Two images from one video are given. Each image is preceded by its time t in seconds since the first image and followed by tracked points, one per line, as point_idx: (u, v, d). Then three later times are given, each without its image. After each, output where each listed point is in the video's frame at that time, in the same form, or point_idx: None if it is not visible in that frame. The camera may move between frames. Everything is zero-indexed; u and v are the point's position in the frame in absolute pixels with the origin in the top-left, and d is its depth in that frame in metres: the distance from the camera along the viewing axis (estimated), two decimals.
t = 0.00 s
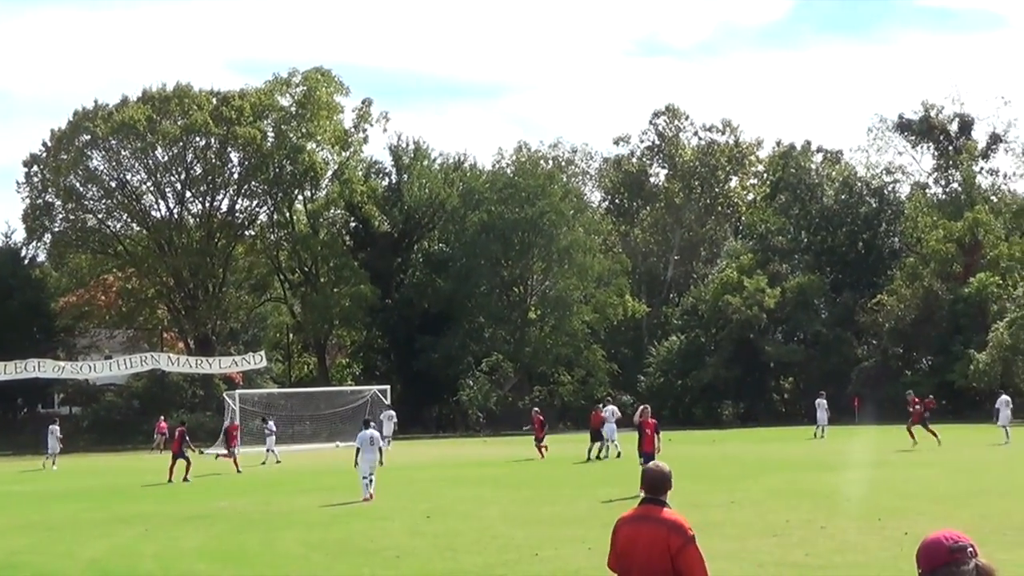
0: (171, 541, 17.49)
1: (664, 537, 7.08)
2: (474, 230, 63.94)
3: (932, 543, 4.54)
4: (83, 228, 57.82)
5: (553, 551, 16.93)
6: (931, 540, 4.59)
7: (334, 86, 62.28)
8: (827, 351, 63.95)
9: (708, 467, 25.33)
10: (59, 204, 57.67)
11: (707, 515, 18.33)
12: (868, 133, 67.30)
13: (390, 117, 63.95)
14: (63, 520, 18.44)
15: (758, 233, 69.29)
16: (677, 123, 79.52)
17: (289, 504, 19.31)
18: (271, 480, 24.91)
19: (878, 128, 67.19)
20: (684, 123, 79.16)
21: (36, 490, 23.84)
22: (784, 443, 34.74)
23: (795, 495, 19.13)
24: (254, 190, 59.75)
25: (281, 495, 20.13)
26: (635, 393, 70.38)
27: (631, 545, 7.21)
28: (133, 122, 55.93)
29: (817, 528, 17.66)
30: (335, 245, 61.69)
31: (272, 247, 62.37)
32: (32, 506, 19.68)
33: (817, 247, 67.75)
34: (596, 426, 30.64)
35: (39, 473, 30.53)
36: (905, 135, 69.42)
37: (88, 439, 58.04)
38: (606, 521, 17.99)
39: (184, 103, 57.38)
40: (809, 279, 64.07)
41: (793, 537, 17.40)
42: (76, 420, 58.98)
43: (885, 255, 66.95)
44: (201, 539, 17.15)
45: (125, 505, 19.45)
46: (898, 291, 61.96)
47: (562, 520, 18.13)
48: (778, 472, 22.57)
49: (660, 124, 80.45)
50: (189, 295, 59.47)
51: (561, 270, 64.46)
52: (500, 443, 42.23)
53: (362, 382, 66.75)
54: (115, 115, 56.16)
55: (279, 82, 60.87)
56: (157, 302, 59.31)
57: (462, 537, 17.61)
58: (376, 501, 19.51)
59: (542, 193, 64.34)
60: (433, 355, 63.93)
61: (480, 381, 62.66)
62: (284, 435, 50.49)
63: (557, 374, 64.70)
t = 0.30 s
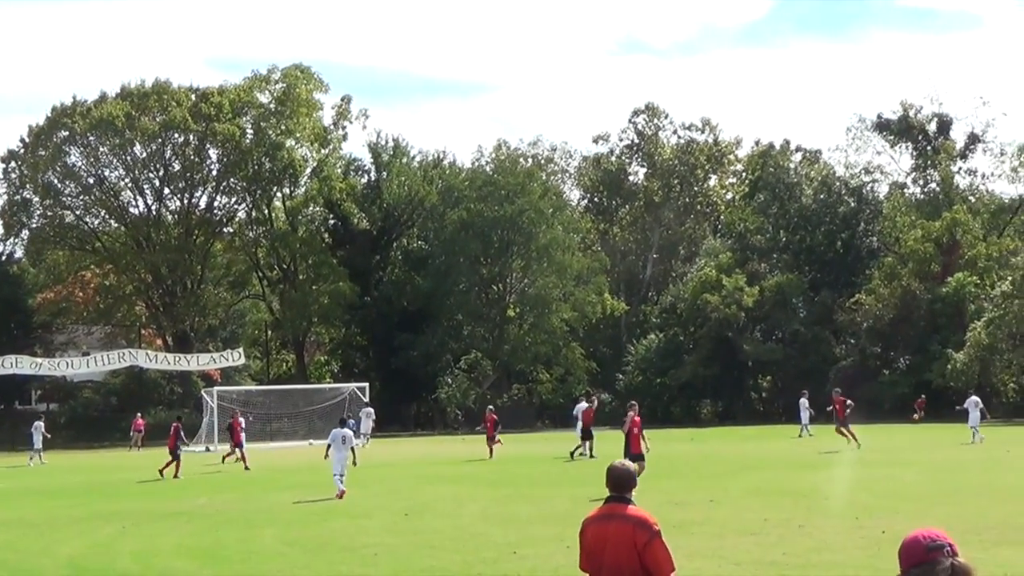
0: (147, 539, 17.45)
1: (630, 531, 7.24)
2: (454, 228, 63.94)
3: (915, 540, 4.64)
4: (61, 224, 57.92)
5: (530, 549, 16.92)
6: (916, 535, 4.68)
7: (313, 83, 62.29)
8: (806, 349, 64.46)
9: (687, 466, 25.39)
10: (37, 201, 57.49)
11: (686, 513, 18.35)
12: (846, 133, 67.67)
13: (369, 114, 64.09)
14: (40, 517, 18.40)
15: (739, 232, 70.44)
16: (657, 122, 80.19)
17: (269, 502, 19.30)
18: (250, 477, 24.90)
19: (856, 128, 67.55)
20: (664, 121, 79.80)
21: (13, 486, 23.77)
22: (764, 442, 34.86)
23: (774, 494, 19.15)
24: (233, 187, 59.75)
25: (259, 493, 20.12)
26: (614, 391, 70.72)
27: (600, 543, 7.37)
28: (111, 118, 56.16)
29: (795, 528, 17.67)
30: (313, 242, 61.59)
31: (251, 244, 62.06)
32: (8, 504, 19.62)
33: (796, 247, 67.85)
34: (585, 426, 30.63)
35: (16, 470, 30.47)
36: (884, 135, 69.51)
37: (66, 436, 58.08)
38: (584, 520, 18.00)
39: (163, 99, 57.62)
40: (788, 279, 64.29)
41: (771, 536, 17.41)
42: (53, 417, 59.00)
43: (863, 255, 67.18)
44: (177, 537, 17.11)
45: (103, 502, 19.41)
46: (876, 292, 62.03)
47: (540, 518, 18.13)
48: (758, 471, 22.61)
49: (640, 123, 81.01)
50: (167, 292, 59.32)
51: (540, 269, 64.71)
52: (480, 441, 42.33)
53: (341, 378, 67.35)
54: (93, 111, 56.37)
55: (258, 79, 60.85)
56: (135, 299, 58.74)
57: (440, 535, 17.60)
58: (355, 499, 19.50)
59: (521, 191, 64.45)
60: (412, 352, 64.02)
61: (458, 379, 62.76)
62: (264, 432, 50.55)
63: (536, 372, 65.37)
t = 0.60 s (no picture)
0: (131, 537, 17.43)
1: (612, 530, 7.25)
2: (439, 226, 64.03)
3: (903, 537, 4.93)
4: (46, 222, 57.84)
5: (515, 548, 16.92)
6: (904, 531, 4.96)
7: (299, 80, 62.24)
8: (791, 348, 64.70)
9: (672, 465, 25.41)
10: (21, 198, 57.49)
11: (671, 513, 18.36)
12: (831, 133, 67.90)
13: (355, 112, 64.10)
14: (24, 515, 18.37)
15: (723, 231, 70.17)
16: (642, 121, 80.50)
17: (253, 500, 19.29)
18: (235, 477, 24.90)
19: (841, 128, 67.77)
20: (650, 120, 80.10)
21: None
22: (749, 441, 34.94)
23: (759, 494, 19.17)
24: (218, 185, 59.65)
25: (245, 492, 20.10)
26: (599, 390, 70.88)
27: (581, 543, 7.37)
28: (97, 115, 56.01)
29: (779, 527, 17.69)
30: (299, 240, 61.45)
31: (236, 242, 61.96)
32: None
33: (780, 247, 68.10)
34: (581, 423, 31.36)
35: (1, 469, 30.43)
36: (870, 134, 69.52)
37: (50, 434, 58.05)
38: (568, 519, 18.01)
39: (148, 96, 57.49)
40: (773, 278, 64.59)
41: (755, 536, 17.41)
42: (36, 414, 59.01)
43: (848, 255, 67.38)
44: (161, 535, 17.10)
45: (87, 500, 19.38)
46: (860, 291, 62.59)
47: (525, 517, 18.13)
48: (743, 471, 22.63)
49: (625, 122, 81.25)
50: (151, 289, 59.43)
51: (524, 268, 65.12)
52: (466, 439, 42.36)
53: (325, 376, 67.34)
54: (78, 108, 56.21)
55: (243, 77, 60.73)
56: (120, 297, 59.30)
57: (425, 534, 17.58)
58: (340, 498, 19.49)
59: (507, 190, 64.58)
60: (397, 350, 63.98)
61: (444, 377, 62.74)
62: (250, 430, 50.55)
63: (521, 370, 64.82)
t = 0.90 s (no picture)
0: (112, 531, 17.41)
1: (593, 525, 7.27)
2: (423, 221, 64.23)
3: (889, 536, 4.74)
4: (29, 216, 57.74)
5: (497, 543, 16.90)
6: (892, 530, 4.78)
7: (282, 75, 62.36)
8: (774, 344, 65.00)
9: (656, 460, 25.45)
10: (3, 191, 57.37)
11: (655, 508, 18.38)
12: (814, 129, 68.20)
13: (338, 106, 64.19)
14: (6, 510, 18.34)
15: (706, 226, 70.41)
16: (626, 117, 80.69)
17: (236, 496, 19.27)
18: (218, 471, 24.90)
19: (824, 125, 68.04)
20: (633, 116, 80.38)
21: None
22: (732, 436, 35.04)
23: (745, 490, 19.17)
24: (202, 179, 59.77)
25: (228, 488, 20.09)
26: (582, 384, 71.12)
27: (564, 540, 7.38)
28: (80, 109, 56.08)
29: (762, 522, 17.66)
30: (282, 235, 61.42)
31: (219, 236, 62.20)
32: None
33: (763, 243, 68.39)
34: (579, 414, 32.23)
35: None
36: (852, 130, 69.76)
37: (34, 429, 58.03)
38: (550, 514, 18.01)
39: (131, 90, 57.62)
40: (755, 274, 65.24)
41: (737, 531, 17.40)
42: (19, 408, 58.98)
43: (830, 250, 67.84)
44: (142, 530, 17.07)
45: (69, 495, 19.36)
46: (843, 287, 62.15)
47: (508, 512, 18.13)
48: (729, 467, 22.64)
49: (609, 117, 81.49)
50: (134, 284, 59.42)
51: (508, 263, 65.49)
52: (451, 434, 42.43)
53: (309, 372, 66.44)
54: (61, 102, 56.20)
55: (226, 71, 60.81)
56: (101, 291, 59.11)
57: (407, 529, 17.55)
58: (323, 494, 19.47)
59: (491, 184, 65.00)
60: (380, 344, 64.16)
61: (427, 372, 63.38)
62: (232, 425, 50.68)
63: (504, 366, 66.12)
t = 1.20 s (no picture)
0: (91, 528, 17.37)
1: (574, 525, 7.27)
2: (404, 219, 64.33)
3: (886, 535, 4.75)
4: (8, 212, 57.61)
5: (477, 540, 16.89)
6: (888, 530, 4.79)
7: (264, 72, 62.52)
8: (754, 343, 65.19)
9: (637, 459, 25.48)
10: None
11: (634, 507, 18.41)
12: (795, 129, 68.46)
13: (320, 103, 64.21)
14: None
15: (687, 225, 70.41)
16: (608, 115, 80.88)
17: (216, 494, 19.26)
18: (198, 470, 24.89)
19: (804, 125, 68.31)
20: (615, 114, 80.58)
21: None
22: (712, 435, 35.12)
23: (729, 489, 19.20)
24: (183, 175, 59.82)
25: (209, 486, 20.06)
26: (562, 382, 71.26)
27: (544, 537, 7.39)
28: (60, 105, 56.06)
29: (743, 521, 17.71)
30: (263, 232, 61.41)
31: (200, 233, 62.26)
32: None
33: (744, 241, 68.60)
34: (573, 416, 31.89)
35: None
36: (834, 130, 70.04)
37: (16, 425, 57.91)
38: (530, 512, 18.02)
39: (112, 86, 57.57)
40: (735, 273, 65.53)
41: (719, 529, 17.42)
42: None
43: (812, 250, 67.10)
44: (121, 527, 17.04)
45: (49, 493, 19.32)
46: (824, 287, 62.79)
47: (488, 510, 18.14)
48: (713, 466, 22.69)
49: (591, 116, 81.67)
50: (114, 280, 59.36)
51: (489, 261, 65.71)
52: (432, 432, 42.49)
53: (288, 368, 66.97)
54: (42, 97, 56.18)
55: (208, 67, 60.89)
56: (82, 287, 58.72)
57: (388, 527, 17.53)
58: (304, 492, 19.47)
59: (472, 182, 65.23)
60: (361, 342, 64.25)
61: (407, 370, 63.35)
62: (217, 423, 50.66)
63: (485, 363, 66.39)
